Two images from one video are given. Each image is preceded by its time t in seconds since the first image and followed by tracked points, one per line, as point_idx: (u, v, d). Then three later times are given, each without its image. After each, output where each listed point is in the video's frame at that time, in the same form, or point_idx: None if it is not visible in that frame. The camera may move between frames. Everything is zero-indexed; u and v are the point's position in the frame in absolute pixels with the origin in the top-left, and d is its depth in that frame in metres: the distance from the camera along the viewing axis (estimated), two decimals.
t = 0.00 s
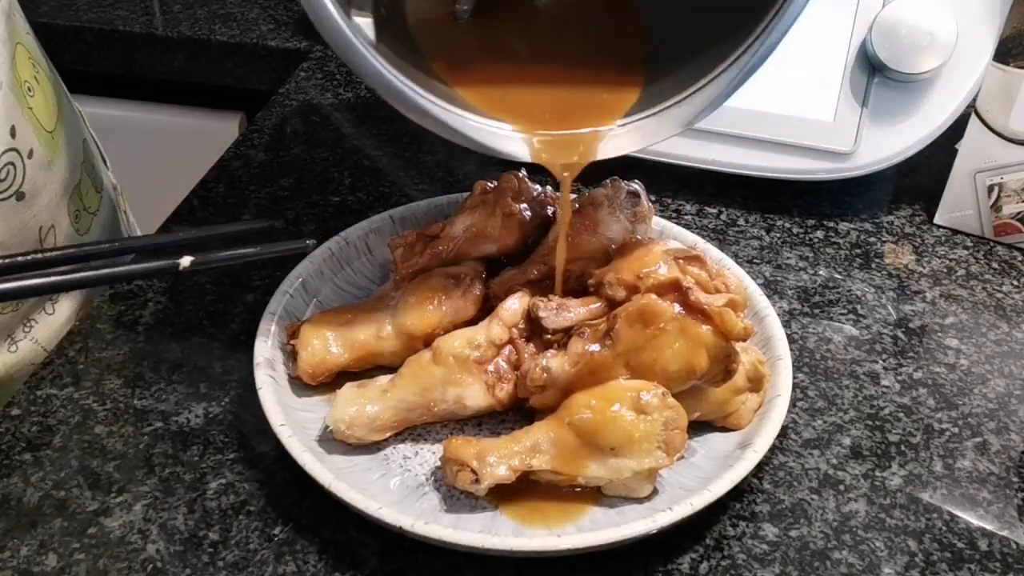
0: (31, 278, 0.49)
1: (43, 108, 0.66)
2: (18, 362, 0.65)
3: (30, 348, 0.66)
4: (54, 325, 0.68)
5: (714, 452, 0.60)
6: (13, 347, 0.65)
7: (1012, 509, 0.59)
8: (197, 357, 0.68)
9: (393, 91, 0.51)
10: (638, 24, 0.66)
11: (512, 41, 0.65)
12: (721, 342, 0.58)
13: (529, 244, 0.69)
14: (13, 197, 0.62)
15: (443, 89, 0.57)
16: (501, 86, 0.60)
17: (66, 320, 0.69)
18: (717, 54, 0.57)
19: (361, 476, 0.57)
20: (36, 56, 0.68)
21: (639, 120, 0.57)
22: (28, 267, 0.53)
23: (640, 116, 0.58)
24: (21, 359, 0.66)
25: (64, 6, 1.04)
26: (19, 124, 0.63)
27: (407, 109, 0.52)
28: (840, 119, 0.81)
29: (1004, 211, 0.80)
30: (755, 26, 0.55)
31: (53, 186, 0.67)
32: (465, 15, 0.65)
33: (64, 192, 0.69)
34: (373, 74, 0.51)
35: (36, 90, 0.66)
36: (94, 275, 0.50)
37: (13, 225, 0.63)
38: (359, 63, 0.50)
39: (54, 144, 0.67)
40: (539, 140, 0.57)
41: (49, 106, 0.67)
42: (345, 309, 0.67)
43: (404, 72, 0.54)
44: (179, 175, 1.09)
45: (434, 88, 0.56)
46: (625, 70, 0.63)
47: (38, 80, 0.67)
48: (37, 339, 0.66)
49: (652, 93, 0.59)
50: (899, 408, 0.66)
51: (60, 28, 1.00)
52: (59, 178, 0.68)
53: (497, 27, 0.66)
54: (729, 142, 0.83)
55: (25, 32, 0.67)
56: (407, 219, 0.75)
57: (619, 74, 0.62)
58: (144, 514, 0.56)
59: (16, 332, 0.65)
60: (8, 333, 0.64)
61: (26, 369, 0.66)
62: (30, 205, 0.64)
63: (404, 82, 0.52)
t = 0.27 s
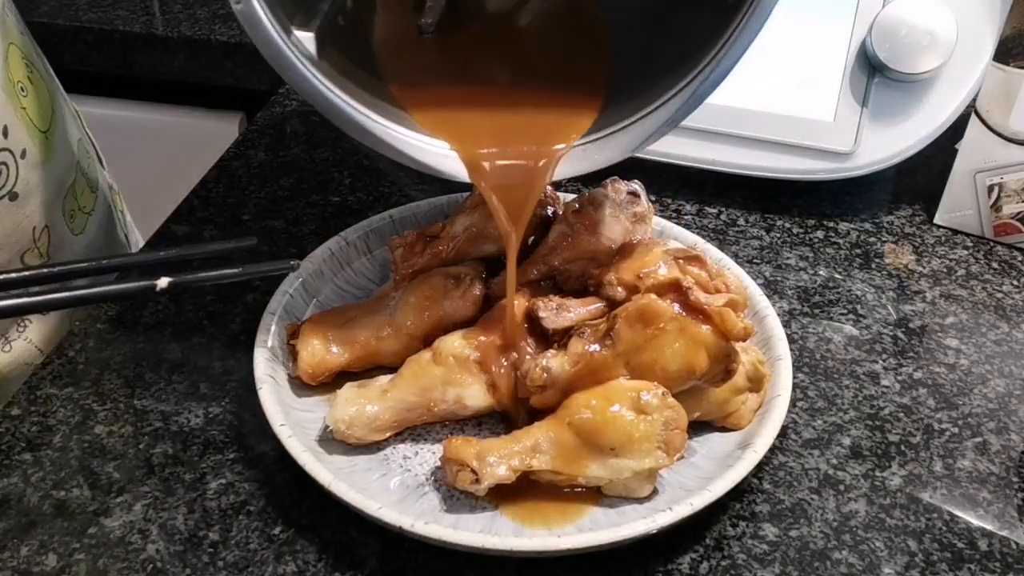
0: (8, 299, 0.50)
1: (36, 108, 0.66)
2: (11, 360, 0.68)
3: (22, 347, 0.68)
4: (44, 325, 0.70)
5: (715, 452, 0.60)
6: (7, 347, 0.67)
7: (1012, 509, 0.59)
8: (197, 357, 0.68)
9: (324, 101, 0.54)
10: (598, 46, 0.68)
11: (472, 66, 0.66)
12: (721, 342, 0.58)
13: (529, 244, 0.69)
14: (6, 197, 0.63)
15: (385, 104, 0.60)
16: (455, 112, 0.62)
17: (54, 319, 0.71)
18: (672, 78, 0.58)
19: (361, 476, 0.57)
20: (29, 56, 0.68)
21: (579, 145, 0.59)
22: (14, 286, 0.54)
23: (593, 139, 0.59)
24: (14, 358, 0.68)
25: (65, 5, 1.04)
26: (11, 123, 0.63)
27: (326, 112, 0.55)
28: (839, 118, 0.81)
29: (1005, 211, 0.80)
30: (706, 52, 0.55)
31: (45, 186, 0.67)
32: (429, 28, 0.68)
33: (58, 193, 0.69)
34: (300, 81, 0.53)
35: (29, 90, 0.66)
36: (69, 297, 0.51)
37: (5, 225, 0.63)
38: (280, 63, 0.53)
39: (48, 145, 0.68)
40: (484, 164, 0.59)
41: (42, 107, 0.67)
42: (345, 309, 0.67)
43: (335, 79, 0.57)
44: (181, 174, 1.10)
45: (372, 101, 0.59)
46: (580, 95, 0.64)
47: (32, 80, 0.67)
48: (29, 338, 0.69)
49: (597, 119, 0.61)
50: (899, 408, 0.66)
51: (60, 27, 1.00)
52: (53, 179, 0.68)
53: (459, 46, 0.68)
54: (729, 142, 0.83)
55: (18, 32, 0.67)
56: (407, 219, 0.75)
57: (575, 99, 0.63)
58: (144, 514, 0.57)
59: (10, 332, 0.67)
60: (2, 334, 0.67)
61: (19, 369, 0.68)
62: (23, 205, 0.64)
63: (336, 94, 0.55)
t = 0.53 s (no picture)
0: None
1: (32, 107, 0.67)
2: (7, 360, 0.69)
3: (19, 347, 0.69)
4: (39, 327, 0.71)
5: (715, 452, 0.60)
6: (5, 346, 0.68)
7: (1012, 509, 0.59)
8: (197, 357, 0.68)
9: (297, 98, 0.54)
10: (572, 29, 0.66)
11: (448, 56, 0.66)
12: (721, 342, 0.58)
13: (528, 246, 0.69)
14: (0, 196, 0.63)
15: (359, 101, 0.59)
16: (430, 109, 0.61)
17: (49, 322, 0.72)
18: (644, 75, 0.58)
19: (361, 476, 0.57)
20: (25, 55, 0.68)
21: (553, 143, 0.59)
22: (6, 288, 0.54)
23: (567, 136, 0.59)
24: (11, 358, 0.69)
25: (65, 5, 1.04)
26: (5, 122, 0.63)
27: (299, 108, 0.54)
28: (840, 118, 0.81)
29: (1004, 211, 0.80)
30: (678, 51, 0.55)
31: (40, 185, 0.67)
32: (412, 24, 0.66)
33: (54, 192, 0.69)
34: (272, 78, 0.53)
35: (24, 89, 0.66)
36: (56, 303, 0.51)
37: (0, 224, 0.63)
38: (251, 57, 0.51)
39: (44, 144, 0.68)
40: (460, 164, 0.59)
41: (37, 106, 0.68)
42: (345, 309, 0.67)
43: (306, 77, 0.56)
44: (182, 173, 1.10)
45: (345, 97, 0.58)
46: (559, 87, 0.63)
47: (27, 80, 0.67)
48: (25, 338, 0.70)
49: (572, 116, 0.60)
50: (899, 408, 0.66)
51: (60, 27, 1.00)
52: (48, 178, 0.68)
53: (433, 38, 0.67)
54: (728, 142, 0.83)
55: (14, 31, 0.68)
56: (407, 219, 0.75)
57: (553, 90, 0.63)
58: (144, 514, 0.56)
59: (7, 332, 0.68)
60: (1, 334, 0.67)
61: (15, 368, 0.69)
62: (18, 203, 0.65)
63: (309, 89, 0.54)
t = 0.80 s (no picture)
0: None
1: (23, 106, 0.67)
2: None
3: (11, 346, 0.69)
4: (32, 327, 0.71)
5: (715, 452, 0.60)
6: None
7: (1012, 509, 0.59)
8: (197, 357, 0.68)
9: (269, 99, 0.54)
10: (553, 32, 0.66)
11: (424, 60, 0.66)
12: (721, 341, 0.58)
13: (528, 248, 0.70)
14: None
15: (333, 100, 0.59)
16: (403, 110, 0.62)
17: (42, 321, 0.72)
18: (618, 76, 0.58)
19: (361, 476, 0.57)
20: (16, 55, 0.68)
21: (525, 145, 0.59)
22: None
23: (538, 137, 0.59)
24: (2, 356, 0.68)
25: (65, 5, 1.04)
26: None
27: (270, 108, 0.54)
28: (840, 118, 0.81)
29: (1004, 211, 0.80)
30: (652, 51, 0.55)
31: (31, 184, 0.67)
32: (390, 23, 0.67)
33: (46, 191, 0.69)
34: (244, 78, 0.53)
35: (16, 88, 0.66)
36: (48, 303, 0.51)
37: None
38: (222, 56, 0.51)
39: (35, 143, 0.68)
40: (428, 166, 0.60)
41: (29, 105, 0.68)
42: (346, 309, 0.67)
43: (279, 75, 0.55)
44: (181, 173, 1.09)
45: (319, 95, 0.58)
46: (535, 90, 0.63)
47: (19, 79, 0.67)
48: (18, 337, 0.69)
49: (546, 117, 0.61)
50: (899, 408, 0.66)
51: (60, 28, 1.00)
52: (40, 177, 0.68)
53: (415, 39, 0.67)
54: (728, 142, 0.83)
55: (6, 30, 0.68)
56: (407, 219, 0.75)
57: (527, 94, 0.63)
58: (144, 514, 0.56)
59: None
60: None
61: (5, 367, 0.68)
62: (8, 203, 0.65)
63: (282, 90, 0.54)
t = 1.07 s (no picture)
0: None
1: (15, 105, 0.66)
2: None
3: (6, 346, 0.68)
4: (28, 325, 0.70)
5: (715, 452, 0.60)
6: None
7: (1012, 509, 0.59)
8: (197, 357, 0.68)
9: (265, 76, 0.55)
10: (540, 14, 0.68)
11: (409, 44, 0.66)
12: (721, 341, 0.58)
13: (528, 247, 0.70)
14: None
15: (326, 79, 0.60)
16: (395, 85, 0.62)
17: (38, 320, 0.71)
18: (603, 51, 0.59)
19: (361, 476, 0.57)
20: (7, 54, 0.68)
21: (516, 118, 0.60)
22: None
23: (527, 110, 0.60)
24: None
25: (65, 5, 1.04)
26: None
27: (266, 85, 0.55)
28: (840, 118, 0.81)
29: (1004, 211, 0.80)
30: (634, 24, 0.57)
31: (23, 183, 0.67)
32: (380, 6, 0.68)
33: (38, 191, 0.69)
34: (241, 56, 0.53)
35: (7, 88, 0.66)
36: (47, 293, 0.51)
37: None
38: (221, 35, 0.52)
39: (26, 142, 0.68)
40: (416, 139, 0.59)
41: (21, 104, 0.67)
42: (345, 309, 0.67)
43: (275, 55, 0.56)
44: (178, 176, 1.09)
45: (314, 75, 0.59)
46: (516, 69, 0.64)
47: (11, 78, 0.67)
48: (12, 337, 0.69)
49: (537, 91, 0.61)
50: (899, 408, 0.66)
51: (60, 28, 1.00)
52: (32, 177, 0.68)
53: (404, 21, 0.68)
54: (728, 142, 0.83)
55: None
56: (407, 219, 0.75)
57: (508, 75, 0.64)
58: (144, 514, 0.56)
59: None
60: None
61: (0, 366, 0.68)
62: None
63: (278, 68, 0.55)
